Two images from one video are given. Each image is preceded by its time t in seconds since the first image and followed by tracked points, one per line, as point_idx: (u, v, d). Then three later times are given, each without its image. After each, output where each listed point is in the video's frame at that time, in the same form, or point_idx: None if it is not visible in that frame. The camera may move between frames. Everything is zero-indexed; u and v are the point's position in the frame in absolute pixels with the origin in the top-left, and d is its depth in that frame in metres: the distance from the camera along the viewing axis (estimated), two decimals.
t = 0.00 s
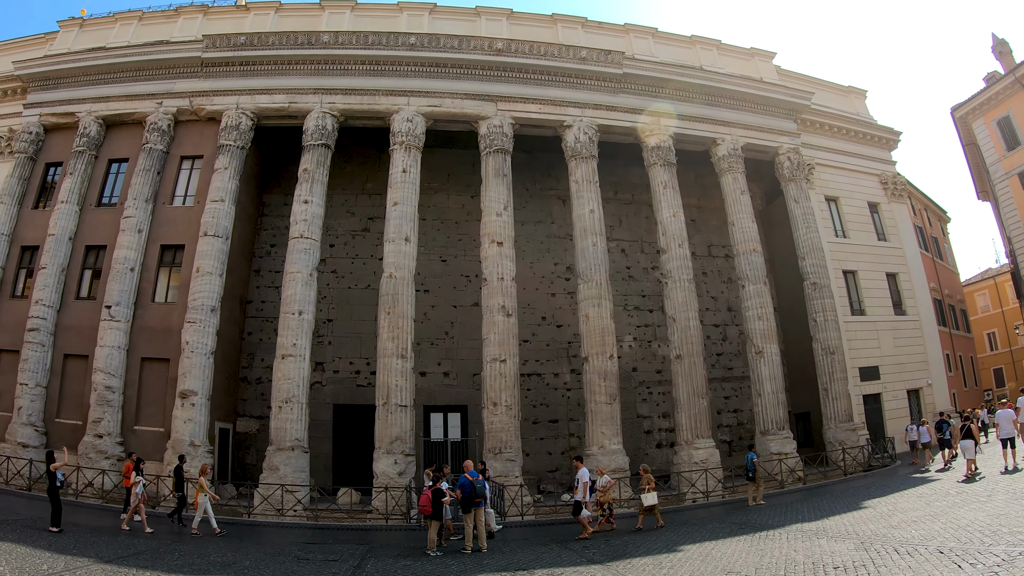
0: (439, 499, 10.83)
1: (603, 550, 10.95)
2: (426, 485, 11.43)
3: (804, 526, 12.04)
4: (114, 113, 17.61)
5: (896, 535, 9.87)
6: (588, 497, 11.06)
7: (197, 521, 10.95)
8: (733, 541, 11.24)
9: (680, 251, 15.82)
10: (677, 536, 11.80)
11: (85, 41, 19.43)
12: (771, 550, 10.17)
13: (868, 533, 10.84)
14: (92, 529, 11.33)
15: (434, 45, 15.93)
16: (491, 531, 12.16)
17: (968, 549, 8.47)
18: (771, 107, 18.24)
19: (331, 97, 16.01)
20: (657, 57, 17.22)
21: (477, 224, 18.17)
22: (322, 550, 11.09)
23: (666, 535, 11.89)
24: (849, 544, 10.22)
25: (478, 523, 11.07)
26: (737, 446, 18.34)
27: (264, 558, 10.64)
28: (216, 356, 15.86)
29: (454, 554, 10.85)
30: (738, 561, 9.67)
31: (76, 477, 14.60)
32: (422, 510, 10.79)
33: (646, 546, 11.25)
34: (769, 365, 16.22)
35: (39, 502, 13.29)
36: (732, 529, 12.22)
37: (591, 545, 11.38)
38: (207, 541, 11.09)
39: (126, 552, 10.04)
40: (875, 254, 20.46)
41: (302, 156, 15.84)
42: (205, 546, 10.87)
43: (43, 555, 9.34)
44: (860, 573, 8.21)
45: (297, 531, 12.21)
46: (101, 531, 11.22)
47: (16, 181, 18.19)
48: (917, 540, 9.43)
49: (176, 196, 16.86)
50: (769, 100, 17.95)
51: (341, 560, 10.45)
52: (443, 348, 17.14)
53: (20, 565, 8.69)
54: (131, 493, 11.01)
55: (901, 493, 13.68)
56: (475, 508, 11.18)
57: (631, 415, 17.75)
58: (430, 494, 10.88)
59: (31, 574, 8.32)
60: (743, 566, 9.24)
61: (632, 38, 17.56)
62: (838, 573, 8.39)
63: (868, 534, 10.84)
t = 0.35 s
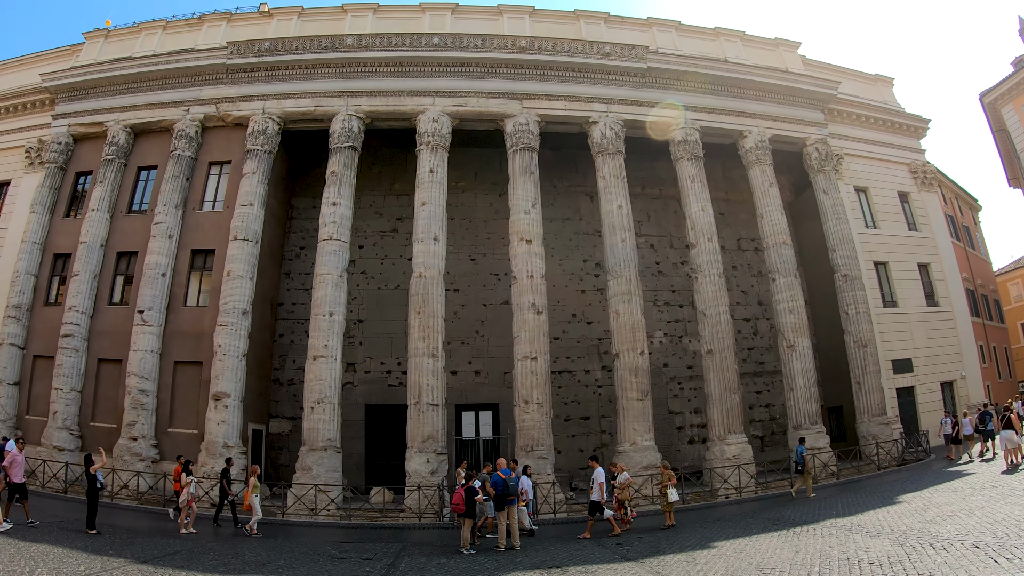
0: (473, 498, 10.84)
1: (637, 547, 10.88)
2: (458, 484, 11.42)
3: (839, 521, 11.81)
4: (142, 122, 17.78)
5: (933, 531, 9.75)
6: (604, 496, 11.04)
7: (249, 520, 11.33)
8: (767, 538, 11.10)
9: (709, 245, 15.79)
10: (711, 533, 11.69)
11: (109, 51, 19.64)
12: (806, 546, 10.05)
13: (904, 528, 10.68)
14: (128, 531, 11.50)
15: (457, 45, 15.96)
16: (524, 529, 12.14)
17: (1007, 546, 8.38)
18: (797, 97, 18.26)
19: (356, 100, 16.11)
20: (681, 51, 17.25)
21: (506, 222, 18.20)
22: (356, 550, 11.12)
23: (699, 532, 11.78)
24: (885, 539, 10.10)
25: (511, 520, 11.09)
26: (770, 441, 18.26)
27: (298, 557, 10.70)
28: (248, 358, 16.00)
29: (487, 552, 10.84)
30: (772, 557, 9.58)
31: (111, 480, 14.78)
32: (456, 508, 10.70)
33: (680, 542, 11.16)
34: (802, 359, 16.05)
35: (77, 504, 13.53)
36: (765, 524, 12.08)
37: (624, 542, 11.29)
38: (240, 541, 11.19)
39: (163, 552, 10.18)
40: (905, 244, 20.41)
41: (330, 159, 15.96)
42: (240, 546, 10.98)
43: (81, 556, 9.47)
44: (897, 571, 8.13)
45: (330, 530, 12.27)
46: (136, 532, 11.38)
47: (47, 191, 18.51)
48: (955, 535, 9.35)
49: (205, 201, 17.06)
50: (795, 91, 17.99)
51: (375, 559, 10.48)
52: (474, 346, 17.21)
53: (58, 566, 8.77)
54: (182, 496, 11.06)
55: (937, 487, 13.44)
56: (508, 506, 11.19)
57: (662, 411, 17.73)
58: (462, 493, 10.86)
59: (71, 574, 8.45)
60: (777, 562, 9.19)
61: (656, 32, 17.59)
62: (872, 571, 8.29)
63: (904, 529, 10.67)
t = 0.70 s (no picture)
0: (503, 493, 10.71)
1: (669, 542, 10.79)
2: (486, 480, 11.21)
3: (871, 515, 11.60)
4: (168, 126, 17.97)
5: (967, 525, 9.62)
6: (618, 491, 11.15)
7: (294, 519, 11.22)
8: (799, 532, 10.95)
9: (737, 237, 15.73)
10: (742, 527, 11.56)
11: (134, 57, 19.84)
12: (838, 541, 9.93)
13: (938, 522, 10.50)
14: (161, 529, 11.62)
15: (479, 42, 15.94)
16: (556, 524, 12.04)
17: None
18: (822, 86, 18.19)
19: (380, 99, 16.18)
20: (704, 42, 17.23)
21: (532, 218, 18.23)
22: (387, 546, 11.12)
23: (730, 527, 11.66)
24: (918, 533, 9.97)
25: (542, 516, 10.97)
26: (800, 435, 18.18)
27: (330, 554, 10.72)
28: (277, 358, 16.12)
29: (519, 548, 10.79)
30: (805, 552, 9.48)
31: (144, 479, 14.96)
32: (486, 504, 10.47)
33: (712, 537, 11.04)
34: (832, 351, 15.84)
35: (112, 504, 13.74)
36: (797, 518, 11.91)
37: (655, 537, 11.19)
38: (271, 539, 11.25)
39: (195, 550, 10.25)
40: (934, 234, 20.14)
41: (355, 159, 16.04)
42: (273, 543, 11.04)
43: (115, 555, 9.53)
44: (930, 566, 8.10)
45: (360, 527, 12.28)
46: (168, 531, 11.48)
47: (76, 196, 18.81)
48: (990, 530, 9.26)
49: (233, 203, 17.23)
50: (820, 80, 17.93)
51: (407, 556, 10.46)
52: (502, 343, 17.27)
53: (94, 564, 8.82)
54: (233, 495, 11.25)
55: (971, 480, 13.18)
56: (538, 502, 11.06)
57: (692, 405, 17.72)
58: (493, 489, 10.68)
59: (108, 571, 8.53)
60: (809, 557, 9.11)
61: (678, 24, 17.60)
62: (905, 566, 8.25)
63: (938, 523, 10.50)
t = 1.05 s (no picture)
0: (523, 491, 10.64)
1: (689, 539, 10.71)
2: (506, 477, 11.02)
3: (893, 511, 11.47)
4: (185, 129, 18.10)
5: (989, 522, 9.53)
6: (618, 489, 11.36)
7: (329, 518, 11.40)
8: (819, 529, 10.85)
9: (755, 232, 15.69)
10: (762, 524, 11.47)
11: (149, 62, 19.98)
12: (859, 538, 9.84)
13: (959, 519, 10.38)
14: (181, 529, 11.68)
15: (493, 40, 15.96)
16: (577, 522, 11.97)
17: None
18: (838, 79, 18.10)
19: (395, 99, 16.22)
20: (718, 36, 17.19)
21: (550, 215, 18.28)
22: (407, 545, 11.09)
23: (750, 524, 11.57)
24: (940, 529, 9.86)
25: (562, 514, 10.89)
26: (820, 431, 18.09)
27: (350, 552, 10.72)
28: (296, 358, 16.19)
29: (539, 546, 10.75)
30: (826, 548, 9.40)
31: (165, 479, 15.07)
32: (507, 503, 10.31)
33: (732, 534, 10.95)
34: (851, 346, 15.71)
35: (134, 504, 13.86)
36: (818, 515, 11.79)
37: (675, 535, 11.14)
38: (291, 538, 11.27)
39: (215, 549, 10.29)
40: (953, 226, 19.93)
41: (371, 159, 16.10)
42: (293, 542, 11.06)
43: (137, 555, 9.57)
44: (953, 562, 8.05)
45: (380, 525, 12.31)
46: (189, 531, 11.55)
47: (94, 200, 18.99)
48: (1013, 526, 9.18)
49: (250, 204, 17.33)
50: (836, 73, 17.85)
51: (427, 554, 10.44)
52: (521, 341, 17.32)
53: (116, 564, 8.85)
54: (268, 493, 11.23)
55: (993, 476, 13.00)
56: (558, 500, 10.88)
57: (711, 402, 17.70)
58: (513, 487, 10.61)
59: (131, 571, 8.57)
60: (830, 554, 9.03)
61: (692, 18, 17.60)
62: (928, 562, 8.18)
63: (960, 519, 10.37)
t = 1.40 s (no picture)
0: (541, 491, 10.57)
1: (709, 539, 10.62)
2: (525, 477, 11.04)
3: (914, 510, 11.33)
4: (201, 132, 18.24)
5: (1013, 521, 9.38)
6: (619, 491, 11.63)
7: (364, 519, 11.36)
8: (839, 528, 10.74)
9: (773, 230, 15.61)
10: (782, 523, 11.36)
11: (165, 66, 20.13)
12: (881, 537, 9.73)
13: (983, 518, 10.22)
14: (200, 529, 11.74)
15: (508, 40, 15.98)
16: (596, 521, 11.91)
17: None
18: (854, 74, 17.97)
19: (411, 100, 16.26)
20: (733, 33, 17.13)
21: (567, 214, 18.31)
22: (425, 545, 11.04)
23: (770, 523, 11.47)
24: (963, 529, 9.72)
25: (581, 514, 10.82)
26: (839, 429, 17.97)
27: (369, 552, 10.70)
28: (314, 358, 16.27)
29: (558, 546, 10.70)
30: (847, 548, 9.30)
31: (185, 479, 15.18)
32: (524, 502, 10.32)
33: (752, 534, 10.85)
34: (870, 344, 15.56)
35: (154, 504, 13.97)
36: (837, 514, 11.66)
37: (695, 534, 11.07)
38: (310, 537, 11.30)
39: (234, 549, 10.32)
40: (972, 222, 19.73)
41: (387, 160, 16.16)
42: (312, 542, 11.08)
43: (156, 554, 9.60)
44: (975, 561, 7.96)
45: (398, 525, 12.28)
46: (208, 531, 11.60)
47: (112, 203, 19.18)
48: None
49: (267, 206, 17.43)
50: (852, 68, 17.72)
51: (446, 554, 10.39)
52: (538, 340, 17.35)
53: (136, 564, 8.88)
54: (304, 495, 11.33)
55: (1015, 475, 12.80)
56: (578, 499, 10.80)
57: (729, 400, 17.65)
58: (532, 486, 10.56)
59: (152, 570, 8.60)
60: (851, 553, 8.94)
61: (707, 15, 17.56)
62: (950, 561, 8.09)
63: (983, 518, 10.22)
